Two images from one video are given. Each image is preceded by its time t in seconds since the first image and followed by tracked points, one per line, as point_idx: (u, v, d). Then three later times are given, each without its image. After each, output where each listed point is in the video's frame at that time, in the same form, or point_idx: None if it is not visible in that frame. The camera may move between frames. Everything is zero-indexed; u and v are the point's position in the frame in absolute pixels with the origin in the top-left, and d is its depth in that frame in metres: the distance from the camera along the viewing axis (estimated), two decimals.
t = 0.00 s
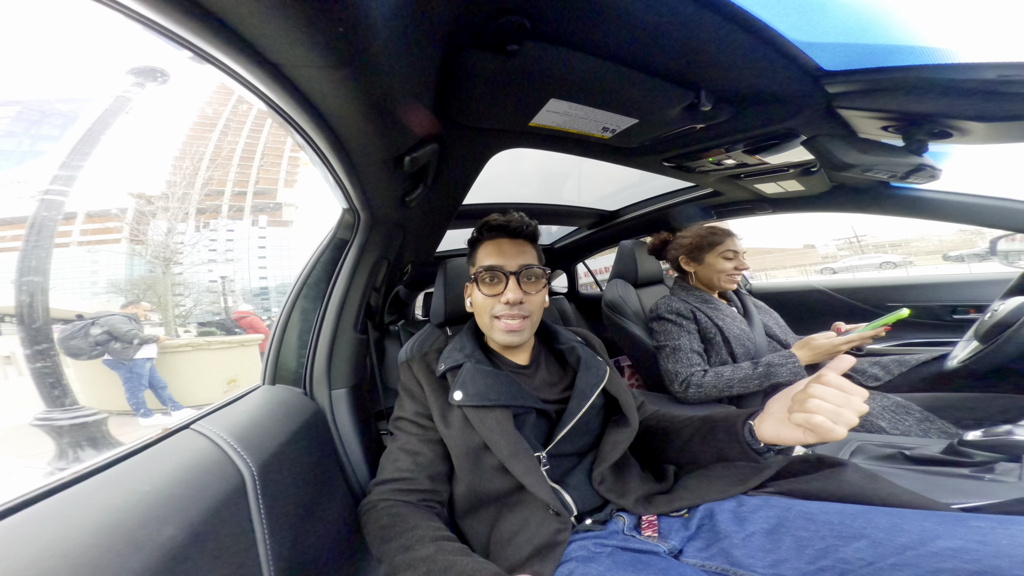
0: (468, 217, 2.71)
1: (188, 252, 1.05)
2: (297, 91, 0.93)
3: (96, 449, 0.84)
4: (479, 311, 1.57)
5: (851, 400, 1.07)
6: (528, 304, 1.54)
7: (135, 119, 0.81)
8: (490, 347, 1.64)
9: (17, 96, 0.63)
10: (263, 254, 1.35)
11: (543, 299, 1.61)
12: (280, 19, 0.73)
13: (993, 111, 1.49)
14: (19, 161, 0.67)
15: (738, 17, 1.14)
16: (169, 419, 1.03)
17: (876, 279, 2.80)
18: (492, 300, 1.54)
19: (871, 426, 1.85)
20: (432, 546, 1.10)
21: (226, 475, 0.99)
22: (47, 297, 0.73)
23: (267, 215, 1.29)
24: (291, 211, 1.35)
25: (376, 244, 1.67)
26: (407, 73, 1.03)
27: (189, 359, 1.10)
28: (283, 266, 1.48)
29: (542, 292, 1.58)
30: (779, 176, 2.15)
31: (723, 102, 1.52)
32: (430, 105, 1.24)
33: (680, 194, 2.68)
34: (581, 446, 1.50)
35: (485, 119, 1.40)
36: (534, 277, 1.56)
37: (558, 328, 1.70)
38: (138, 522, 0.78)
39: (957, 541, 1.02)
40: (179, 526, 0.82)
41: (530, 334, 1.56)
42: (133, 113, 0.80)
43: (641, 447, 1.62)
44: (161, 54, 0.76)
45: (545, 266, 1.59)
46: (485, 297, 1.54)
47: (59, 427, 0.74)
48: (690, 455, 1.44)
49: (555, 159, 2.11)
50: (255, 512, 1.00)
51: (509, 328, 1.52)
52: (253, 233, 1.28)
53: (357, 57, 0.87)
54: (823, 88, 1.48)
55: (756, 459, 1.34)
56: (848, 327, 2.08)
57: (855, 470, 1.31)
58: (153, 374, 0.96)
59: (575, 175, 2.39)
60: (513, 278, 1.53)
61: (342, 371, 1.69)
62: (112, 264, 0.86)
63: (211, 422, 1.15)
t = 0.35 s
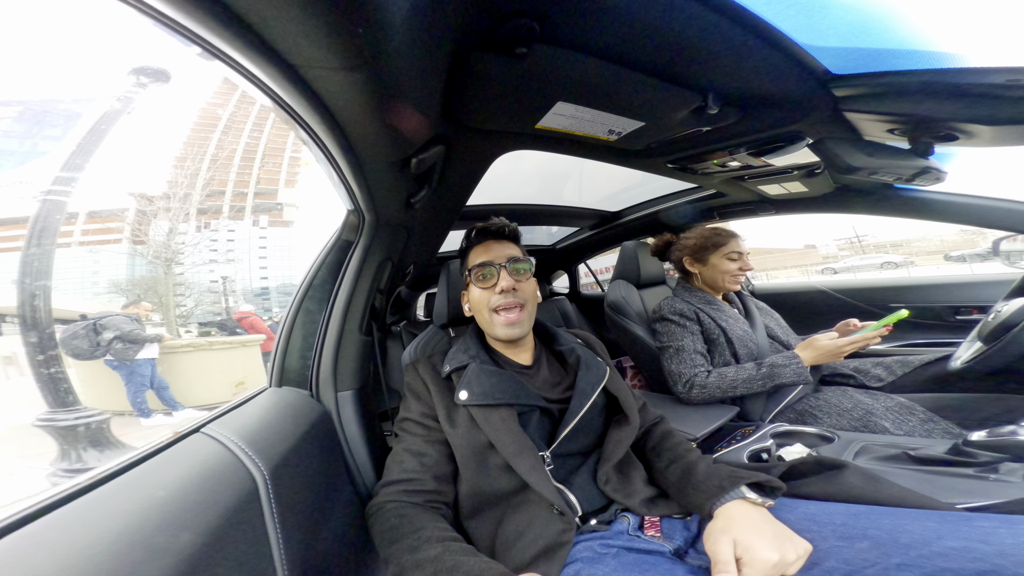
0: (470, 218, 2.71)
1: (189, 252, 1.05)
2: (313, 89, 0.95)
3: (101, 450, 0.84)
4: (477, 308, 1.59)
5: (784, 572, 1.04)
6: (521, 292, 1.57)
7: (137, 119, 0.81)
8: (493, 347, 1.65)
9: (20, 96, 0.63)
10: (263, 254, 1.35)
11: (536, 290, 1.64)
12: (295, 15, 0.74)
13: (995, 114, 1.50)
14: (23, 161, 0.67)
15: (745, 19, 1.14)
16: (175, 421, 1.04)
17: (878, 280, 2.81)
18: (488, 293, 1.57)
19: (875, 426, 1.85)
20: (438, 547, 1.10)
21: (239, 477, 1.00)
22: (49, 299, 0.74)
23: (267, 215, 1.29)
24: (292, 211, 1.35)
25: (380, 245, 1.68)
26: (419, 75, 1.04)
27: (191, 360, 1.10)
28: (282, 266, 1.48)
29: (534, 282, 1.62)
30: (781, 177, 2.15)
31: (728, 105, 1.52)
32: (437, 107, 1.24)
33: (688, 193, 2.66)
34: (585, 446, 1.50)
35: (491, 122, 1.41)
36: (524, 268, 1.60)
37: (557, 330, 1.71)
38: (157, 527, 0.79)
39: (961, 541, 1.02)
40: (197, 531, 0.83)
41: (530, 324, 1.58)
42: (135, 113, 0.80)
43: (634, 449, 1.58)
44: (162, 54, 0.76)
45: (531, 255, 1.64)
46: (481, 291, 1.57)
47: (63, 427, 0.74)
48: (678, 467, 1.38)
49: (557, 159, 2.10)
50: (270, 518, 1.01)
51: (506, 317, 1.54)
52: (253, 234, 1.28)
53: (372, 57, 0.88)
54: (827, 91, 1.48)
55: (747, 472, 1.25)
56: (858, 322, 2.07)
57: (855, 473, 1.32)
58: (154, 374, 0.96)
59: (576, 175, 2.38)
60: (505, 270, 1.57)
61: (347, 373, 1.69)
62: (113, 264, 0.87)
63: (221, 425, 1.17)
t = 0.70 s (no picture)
0: (470, 218, 2.71)
1: (190, 252, 1.05)
2: (310, 91, 0.96)
3: (99, 449, 0.84)
4: (478, 306, 1.59)
5: (792, 570, 1.03)
6: (523, 293, 1.56)
7: (138, 119, 0.81)
8: (491, 346, 1.66)
9: (21, 96, 0.62)
10: (265, 255, 1.36)
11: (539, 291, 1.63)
12: (292, 18, 0.75)
13: (994, 113, 1.49)
14: (25, 161, 0.67)
15: (742, 18, 1.14)
16: (174, 418, 1.04)
17: (878, 280, 2.80)
18: (491, 293, 1.56)
19: (874, 426, 1.85)
20: (435, 546, 1.10)
21: (234, 474, 1.00)
22: (50, 298, 0.73)
23: (268, 215, 1.29)
24: (292, 211, 1.35)
25: (379, 244, 1.68)
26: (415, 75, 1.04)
27: (192, 361, 1.10)
28: (283, 267, 1.48)
29: (537, 283, 1.60)
30: (780, 176, 2.14)
31: (726, 103, 1.52)
32: (436, 107, 1.24)
33: (688, 193, 2.66)
34: (583, 445, 1.50)
35: (487, 122, 1.41)
36: (529, 269, 1.58)
37: (556, 329, 1.71)
38: (147, 522, 0.79)
39: (958, 541, 1.02)
40: (187, 524, 0.83)
41: (530, 325, 1.57)
42: (137, 114, 0.80)
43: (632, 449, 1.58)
44: (164, 53, 0.76)
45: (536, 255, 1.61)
46: (483, 290, 1.56)
47: (62, 427, 0.74)
48: (676, 466, 1.38)
49: (556, 159, 2.10)
50: (261, 511, 1.01)
51: (507, 318, 1.53)
52: (255, 234, 1.28)
53: (367, 56, 0.88)
54: (824, 90, 1.48)
55: (743, 473, 1.26)
56: (857, 322, 2.06)
57: (852, 473, 1.31)
58: (156, 375, 0.96)
59: (576, 175, 2.38)
60: (509, 271, 1.55)
61: (346, 371, 1.69)
62: (115, 264, 0.87)
63: (218, 422, 1.17)
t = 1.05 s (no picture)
0: (471, 218, 2.72)
1: (192, 252, 1.05)
2: (311, 90, 0.96)
3: (100, 449, 0.84)
4: (487, 309, 1.58)
5: (791, 570, 1.03)
6: (535, 299, 1.57)
7: (142, 119, 0.81)
8: (493, 347, 1.66)
9: (24, 95, 0.63)
10: (266, 254, 1.36)
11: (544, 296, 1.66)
12: (291, 18, 0.75)
13: (997, 113, 1.49)
14: (28, 161, 0.67)
15: (741, 18, 1.14)
16: (176, 416, 1.04)
17: (881, 281, 2.79)
18: (502, 297, 1.55)
19: (875, 427, 1.84)
20: (434, 545, 1.10)
21: (234, 472, 1.00)
22: (53, 296, 0.74)
23: (271, 215, 1.30)
24: (294, 211, 1.35)
25: (381, 243, 1.68)
26: (415, 75, 1.04)
27: (194, 359, 1.11)
28: (285, 266, 1.49)
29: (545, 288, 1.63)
30: (782, 176, 2.14)
31: (727, 103, 1.52)
32: (436, 106, 1.25)
33: (689, 193, 2.66)
34: (582, 445, 1.50)
35: (488, 122, 1.41)
36: (539, 274, 1.60)
37: (557, 329, 1.71)
38: (147, 519, 0.79)
39: (958, 542, 1.02)
40: (188, 521, 0.84)
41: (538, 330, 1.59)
42: (140, 113, 0.80)
43: (632, 448, 1.58)
44: (167, 53, 0.76)
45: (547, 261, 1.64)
46: (494, 294, 1.56)
47: (64, 426, 0.74)
48: (676, 466, 1.38)
49: (557, 159, 2.10)
50: (261, 507, 1.01)
51: (519, 323, 1.53)
52: (257, 233, 1.29)
53: (368, 55, 0.88)
54: (824, 90, 1.48)
55: (743, 473, 1.25)
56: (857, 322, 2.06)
57: (853, 473, 1.31)
58: (158, 374, 0.97)
59: (577, 175, 2.38)
60: (522, 275, 1.56)
61: (347, 370, 1.70)
62: (118, 264, 0.87)
63: (220, 420, 1.17)
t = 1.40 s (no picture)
0: (472, 217, 2.72)
1: (195, 251, 1.06)
2: (311, 91, 0.96)
3: (100, 445, 0.85)
4: (495, 305, 1.57)
5: (788, 571, 1.03)
6: (542, 296, 1.60)
7: (145, 119, 0.82)
8: (493, 346, 1.66)
9: (27, 95, 0.63)
10: (268, 253, 1.37)
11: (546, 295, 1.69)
12: (292, 18, 0.75)
13: (998, 113, 1.49)
14: (30, 161, 0.67)
15: (741, 18, 1.14)
16: (177, 414, 1.05)
17: (884, 281, 2.78)
18: (510, 293, 1.56)
19: (875, 427, 1.84)
20: (433, 544, 1.10)
21: (234, 470, 1.01)
22: (57, 295, 0.74)
23: (272, 214, 1.30)
24: (295, 211, 1.36)
25: (382, 243, 1.69)
26: (416, 74, 1.05)
27: (195, 358, 1.11)
28: (287, 265, 1.49)
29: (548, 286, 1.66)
30: (783, 177, 2.14)
31: (728, 102, 1.52)
32: (437, 106, 1.25)
33: (689, 193, 2.66)
34: (581, 444, 1.50)
35: (488, 122, 1.42)
36: (545, 273, 1.64)
37: (557, 328, 1.71)
38: (146, 515, 0.79)
39: (956, 543, 1.02)
40: (187, 518, 0.84)
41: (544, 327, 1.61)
42: (143, 113, 0.81)
43: (631, 448, 1.58)
44: (169, 53, 0.76)
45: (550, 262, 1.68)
46: (502, 291, 1.56)
47: (64, 424, 0.74)
48: (675, 466, 1.38)
49: (557, 159, 2.10)
50: (259, 505, 1.02)
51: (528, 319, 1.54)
52: (258, 233, 1.29)
53: (369, 55, 0.89)
54: (825, 89, 1.48)
55: (742, 473, 1.25)
56: (856, 323, 2.06)
57: (852, 474, 1.31)
58: (159, 372, 0.97)
59: (578, 175, 2.39)
60: (530, 272, 1.59)
61: (347, 368, 1.70)
62: (120, 263, 0.87)
63: (220, 417, 1.17)
